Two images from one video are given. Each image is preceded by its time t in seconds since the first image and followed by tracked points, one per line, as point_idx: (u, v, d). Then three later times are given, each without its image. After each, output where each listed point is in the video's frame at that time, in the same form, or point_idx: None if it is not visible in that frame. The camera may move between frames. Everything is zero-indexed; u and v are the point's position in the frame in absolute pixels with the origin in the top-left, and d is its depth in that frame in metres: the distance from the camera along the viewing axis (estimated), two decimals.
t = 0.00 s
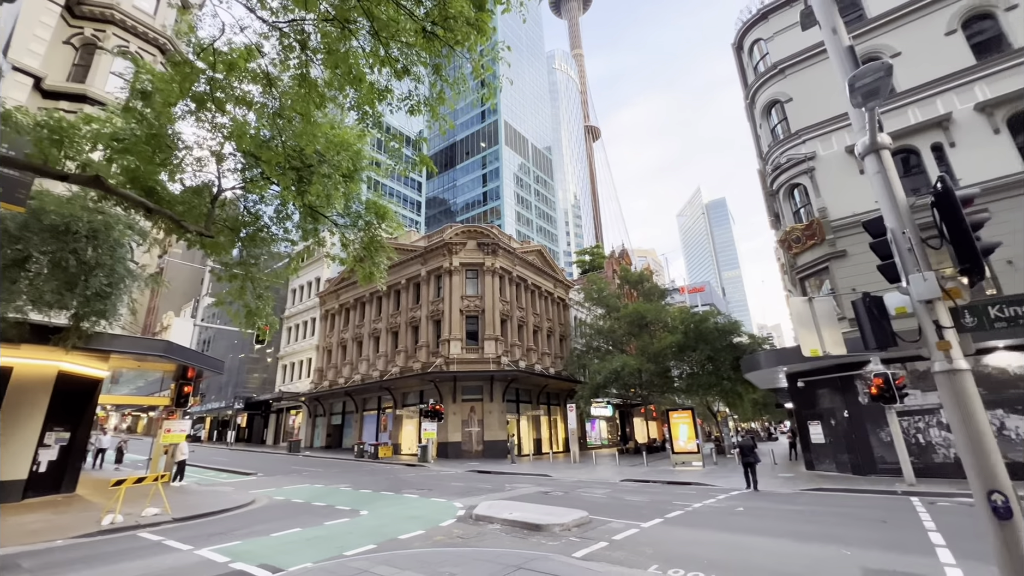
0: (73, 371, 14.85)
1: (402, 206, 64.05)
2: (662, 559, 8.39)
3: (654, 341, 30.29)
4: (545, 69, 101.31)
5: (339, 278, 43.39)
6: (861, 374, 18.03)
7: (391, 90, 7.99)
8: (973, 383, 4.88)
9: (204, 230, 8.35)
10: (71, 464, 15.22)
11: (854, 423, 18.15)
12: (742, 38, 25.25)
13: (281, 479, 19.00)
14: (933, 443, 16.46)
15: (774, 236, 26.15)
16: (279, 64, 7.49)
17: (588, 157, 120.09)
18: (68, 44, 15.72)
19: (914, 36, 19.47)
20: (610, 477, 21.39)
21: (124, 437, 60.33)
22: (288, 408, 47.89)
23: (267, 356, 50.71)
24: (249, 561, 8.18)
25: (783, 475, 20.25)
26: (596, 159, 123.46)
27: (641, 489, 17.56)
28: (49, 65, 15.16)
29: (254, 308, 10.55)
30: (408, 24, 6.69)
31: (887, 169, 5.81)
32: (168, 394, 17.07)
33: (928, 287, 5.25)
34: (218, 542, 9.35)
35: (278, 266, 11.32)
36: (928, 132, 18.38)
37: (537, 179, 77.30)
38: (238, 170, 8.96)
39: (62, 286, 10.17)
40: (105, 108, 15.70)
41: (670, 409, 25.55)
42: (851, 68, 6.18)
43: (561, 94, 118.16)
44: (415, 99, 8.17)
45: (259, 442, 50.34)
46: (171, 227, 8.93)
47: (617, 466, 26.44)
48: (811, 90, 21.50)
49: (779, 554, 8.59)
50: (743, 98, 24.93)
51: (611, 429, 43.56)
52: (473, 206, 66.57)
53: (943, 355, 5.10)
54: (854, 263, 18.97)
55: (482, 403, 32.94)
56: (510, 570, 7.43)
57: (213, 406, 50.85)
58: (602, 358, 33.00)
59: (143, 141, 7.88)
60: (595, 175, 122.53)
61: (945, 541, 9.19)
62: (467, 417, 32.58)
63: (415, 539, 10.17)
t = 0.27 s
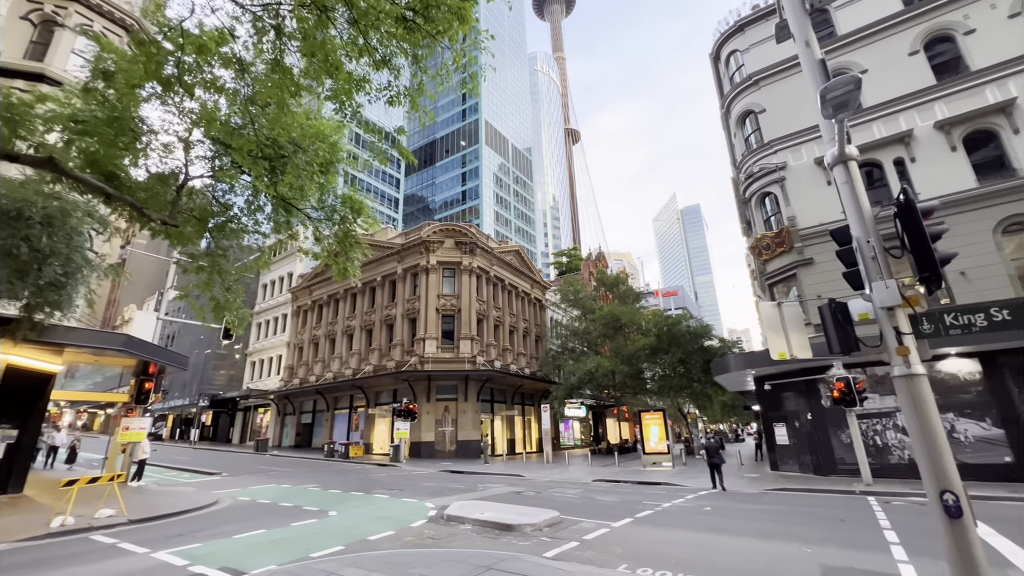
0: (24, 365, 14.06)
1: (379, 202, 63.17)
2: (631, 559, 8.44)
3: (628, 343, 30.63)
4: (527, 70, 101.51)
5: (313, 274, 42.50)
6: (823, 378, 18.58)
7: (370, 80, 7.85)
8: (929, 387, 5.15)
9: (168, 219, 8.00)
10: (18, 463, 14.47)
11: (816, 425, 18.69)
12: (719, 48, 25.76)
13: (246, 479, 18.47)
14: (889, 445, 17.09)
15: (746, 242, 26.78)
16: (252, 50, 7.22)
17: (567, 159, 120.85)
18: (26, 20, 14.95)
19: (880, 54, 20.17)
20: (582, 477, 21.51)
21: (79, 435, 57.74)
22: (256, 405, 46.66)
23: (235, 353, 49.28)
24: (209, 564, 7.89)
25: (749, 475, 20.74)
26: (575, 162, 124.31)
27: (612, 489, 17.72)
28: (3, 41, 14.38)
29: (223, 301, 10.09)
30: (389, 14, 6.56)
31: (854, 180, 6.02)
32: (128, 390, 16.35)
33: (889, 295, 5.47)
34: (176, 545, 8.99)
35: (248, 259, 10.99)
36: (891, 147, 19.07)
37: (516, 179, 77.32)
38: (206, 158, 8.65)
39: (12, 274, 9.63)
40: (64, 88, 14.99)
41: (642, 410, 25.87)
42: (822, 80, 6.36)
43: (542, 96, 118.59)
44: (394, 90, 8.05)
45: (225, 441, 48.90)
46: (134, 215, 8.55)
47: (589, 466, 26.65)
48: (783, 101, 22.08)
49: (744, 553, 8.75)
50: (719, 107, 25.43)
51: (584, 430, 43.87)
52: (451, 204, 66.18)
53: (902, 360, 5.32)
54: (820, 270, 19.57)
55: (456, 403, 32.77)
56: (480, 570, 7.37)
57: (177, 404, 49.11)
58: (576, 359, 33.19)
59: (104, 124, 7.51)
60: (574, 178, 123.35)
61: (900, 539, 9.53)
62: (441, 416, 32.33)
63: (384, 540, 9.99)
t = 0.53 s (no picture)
0: None
1: (355, 198, 62.16)
2: (600, 559, 8.47)
3: (603, 345, 30.88)
4: (509, 72, 101.59)
5: (284, 269, 41.50)
6: (789, 382, 19.07)
7: (348, 69, 7.70)
8: (888, 392, 5.32)
9: (129, 207, 7.64)
10: None
11: (781, 428, 19.19)
12: (697, 59, 26.24)
13: (209, 479, 17.86)
14: (848, 448, 17.67)
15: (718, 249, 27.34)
16: (224, 33, 6.97)
17: (547, 162, 121.45)
18: None
19: (848, 71, 20.88)
20: (554, 478, 21.56)
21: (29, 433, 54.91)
22: (222, 403, 45.26)
23: (200, 349, 47.71)
24: (165, 568, 7.55)
25: (716, 476, 21.17)
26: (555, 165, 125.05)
27: (583, 490, 17.80)
28: None
29: (187, 294, 9.73)
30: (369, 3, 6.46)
31: (822, 190, 6.17)
32: (83, 386, 15.57)
33: (853, 302, 5.63)
34: (131, 548, 8.59)
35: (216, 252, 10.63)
36: (856, 161, 19.75)
37: (495, 179, 77.21)
38: (173, 145, 8.31)
39: None
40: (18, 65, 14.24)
41: (615, 412, 26.12)
42: (794, 93, 6.51)
43: (523, 97, 118.82)
44: (372, 81, 7.93)
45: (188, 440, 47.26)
46: (92, 200, 8.14)
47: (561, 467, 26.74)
48: (756, 113, 22.62)
49: (711, 553, 8.88)
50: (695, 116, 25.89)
51: (557, 431, 44.06)
52: (429, 203, 65.64)
53: (863, 365, 5.52)
54: (788, 278, 20.12)
55: (430, 403, 32.48)
56: (449, 572, 7.26)
57: (137, 401, 47.22)
58: (551, 360, 33.30)
59: (62, 104, 7.13)
60: (553, 180, 123.96)
61: (857, 538, 9.84)
62: (413, 417, 31.98)
63: (351, 542, 9.78)
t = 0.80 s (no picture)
0: None
1: (329, 193, 60.93)
2: (567, 560, 8.46)
3: (575, 348, 31.05)
4: (489, 72, 101.35)
5: (252, 263, 40.29)
6: (753, 387, 19.58)
7: (321, 59, 7.51)
8: (845, 398, 5.52)
9: (84, 191, 7.25)
10: None
11: (744, 431, 19.65)
12: (674, 69, 26.66)
13: (164, 480, 17.14)
14: (806, 450, 18.23)
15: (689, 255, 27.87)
16: (191, 14, 6.69)
17: (524, 164, 121.69)
18: None
19: (816, 88, 21.56)
20: (523, 479, 21.52)
21: None
22: (181, 401, 43.58)
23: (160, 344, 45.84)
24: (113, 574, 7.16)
25: (682, 478, 21.56)
26: (532, 167, 125.56)
27: (552, 491, 17.82)
28: None
29: (144, 285, 9.32)
30: None
31: (788, 203, 6.33)
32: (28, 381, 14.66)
33: (815, 310, 5.82)
34: (76, 553, 8.12)
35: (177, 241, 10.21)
36: (820, 175, 20.44)
37: (473, 179, 76.91)
38: (135, 128, 7.94)
39: None
40: None
41: (585, 414, 26.30)
42: (764, 106, 6.67)
43: (503, 98, 118.72)
44: (346, 71, 7.79)
45: (144, 439, 45.30)
46: (42, 182, 7.68)
47: (531, 469, 26.76)
48: (728, 124, 23.16)
49: (676, 553, 8.98)
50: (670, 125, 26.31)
51: (528, 432, 44.12)
52: (405, 200, 64.87)
53: (823, 371, 5.72)
54: (754, 286, 20.66)
55: (400, 403, 32.05)
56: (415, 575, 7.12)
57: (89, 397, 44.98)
58: (523, 362, 33.30)
59: (13, 79, 6.72)
60: (530, 182, 124.29)
61: (813, 538, 10.15)
62: (383, 416, 31.48)
63: (314, 544, 9.50)
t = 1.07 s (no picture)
0: None
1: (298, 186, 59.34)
2: (530, 562, 8.41)
3: (544, 350, 31.16)
4: (467, 71, 100.92)
5: (213, 255, 38.80)
6: (714, 391, 20.04)
7: (291, 45, 7.28)
8: (801, 404, 5.63)
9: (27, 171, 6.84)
10: None
11: (705, 434, 20.09)
12: (648, 78, 27.12)
13: (109, 480, 16.23)
14: (763, 453, 18.79)
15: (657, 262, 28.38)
16: None
17: (499, 165, 121.68)
18: None
19: (781, 105, 22.30)
20: (488, 480, 21.43)
21: None
22: (132, 397, 41.53)
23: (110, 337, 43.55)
24: None
25: (644, 479, 21.91)
26: (506, 168, 125.67)
27: (517, 492, 17.78)
28: None
29: (92, 274, 8.83)
30: None
31: (754, 213, 6.48)
32: None
33: (776, 317, 5.97)
34: (6, 560, 7.54)
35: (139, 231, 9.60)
36: (783, 189, 21.14)
37: (447, 178, 76.35)
38: (87, 107, 7.50)
39: None
40: None
41: (552, 415, 26.40)
42: (733, 119, 6.82)
43: (480, 98, 118.44)
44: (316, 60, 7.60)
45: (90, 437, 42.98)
46: None
47: (496, 470, 26.68)
48: (699, 135, 23.70)
49: (637, 554, 9.06)
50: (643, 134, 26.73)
51: (495, 434, 44.02)
52: (377, 196, 63.81)
53: (781, 377, 5.86)
54: (719, 294, 21.19)
55: (365, 402, 31.46)
56: None
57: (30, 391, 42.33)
58: (492, 362, 33.18)
59: None
60: (504, 183, 124.33)
61: (767, 537, 10.44)
62: (347, 416, 30.81)
63: (270, 548, 9.14)
